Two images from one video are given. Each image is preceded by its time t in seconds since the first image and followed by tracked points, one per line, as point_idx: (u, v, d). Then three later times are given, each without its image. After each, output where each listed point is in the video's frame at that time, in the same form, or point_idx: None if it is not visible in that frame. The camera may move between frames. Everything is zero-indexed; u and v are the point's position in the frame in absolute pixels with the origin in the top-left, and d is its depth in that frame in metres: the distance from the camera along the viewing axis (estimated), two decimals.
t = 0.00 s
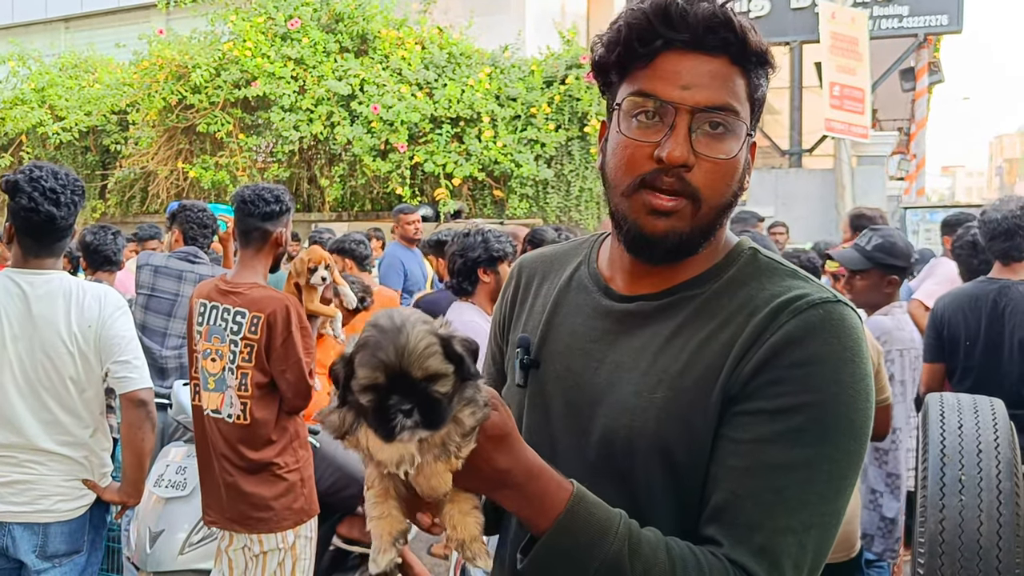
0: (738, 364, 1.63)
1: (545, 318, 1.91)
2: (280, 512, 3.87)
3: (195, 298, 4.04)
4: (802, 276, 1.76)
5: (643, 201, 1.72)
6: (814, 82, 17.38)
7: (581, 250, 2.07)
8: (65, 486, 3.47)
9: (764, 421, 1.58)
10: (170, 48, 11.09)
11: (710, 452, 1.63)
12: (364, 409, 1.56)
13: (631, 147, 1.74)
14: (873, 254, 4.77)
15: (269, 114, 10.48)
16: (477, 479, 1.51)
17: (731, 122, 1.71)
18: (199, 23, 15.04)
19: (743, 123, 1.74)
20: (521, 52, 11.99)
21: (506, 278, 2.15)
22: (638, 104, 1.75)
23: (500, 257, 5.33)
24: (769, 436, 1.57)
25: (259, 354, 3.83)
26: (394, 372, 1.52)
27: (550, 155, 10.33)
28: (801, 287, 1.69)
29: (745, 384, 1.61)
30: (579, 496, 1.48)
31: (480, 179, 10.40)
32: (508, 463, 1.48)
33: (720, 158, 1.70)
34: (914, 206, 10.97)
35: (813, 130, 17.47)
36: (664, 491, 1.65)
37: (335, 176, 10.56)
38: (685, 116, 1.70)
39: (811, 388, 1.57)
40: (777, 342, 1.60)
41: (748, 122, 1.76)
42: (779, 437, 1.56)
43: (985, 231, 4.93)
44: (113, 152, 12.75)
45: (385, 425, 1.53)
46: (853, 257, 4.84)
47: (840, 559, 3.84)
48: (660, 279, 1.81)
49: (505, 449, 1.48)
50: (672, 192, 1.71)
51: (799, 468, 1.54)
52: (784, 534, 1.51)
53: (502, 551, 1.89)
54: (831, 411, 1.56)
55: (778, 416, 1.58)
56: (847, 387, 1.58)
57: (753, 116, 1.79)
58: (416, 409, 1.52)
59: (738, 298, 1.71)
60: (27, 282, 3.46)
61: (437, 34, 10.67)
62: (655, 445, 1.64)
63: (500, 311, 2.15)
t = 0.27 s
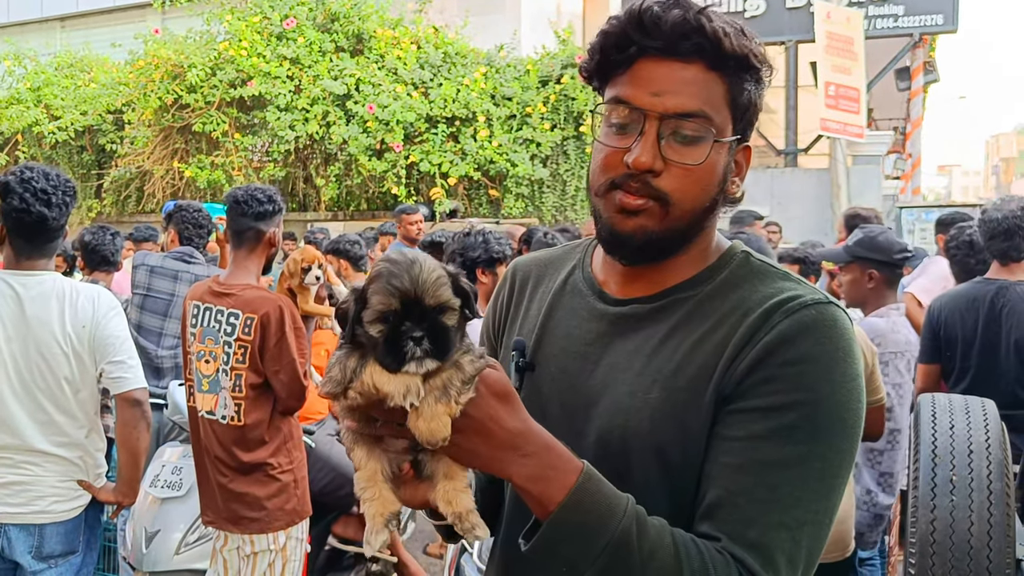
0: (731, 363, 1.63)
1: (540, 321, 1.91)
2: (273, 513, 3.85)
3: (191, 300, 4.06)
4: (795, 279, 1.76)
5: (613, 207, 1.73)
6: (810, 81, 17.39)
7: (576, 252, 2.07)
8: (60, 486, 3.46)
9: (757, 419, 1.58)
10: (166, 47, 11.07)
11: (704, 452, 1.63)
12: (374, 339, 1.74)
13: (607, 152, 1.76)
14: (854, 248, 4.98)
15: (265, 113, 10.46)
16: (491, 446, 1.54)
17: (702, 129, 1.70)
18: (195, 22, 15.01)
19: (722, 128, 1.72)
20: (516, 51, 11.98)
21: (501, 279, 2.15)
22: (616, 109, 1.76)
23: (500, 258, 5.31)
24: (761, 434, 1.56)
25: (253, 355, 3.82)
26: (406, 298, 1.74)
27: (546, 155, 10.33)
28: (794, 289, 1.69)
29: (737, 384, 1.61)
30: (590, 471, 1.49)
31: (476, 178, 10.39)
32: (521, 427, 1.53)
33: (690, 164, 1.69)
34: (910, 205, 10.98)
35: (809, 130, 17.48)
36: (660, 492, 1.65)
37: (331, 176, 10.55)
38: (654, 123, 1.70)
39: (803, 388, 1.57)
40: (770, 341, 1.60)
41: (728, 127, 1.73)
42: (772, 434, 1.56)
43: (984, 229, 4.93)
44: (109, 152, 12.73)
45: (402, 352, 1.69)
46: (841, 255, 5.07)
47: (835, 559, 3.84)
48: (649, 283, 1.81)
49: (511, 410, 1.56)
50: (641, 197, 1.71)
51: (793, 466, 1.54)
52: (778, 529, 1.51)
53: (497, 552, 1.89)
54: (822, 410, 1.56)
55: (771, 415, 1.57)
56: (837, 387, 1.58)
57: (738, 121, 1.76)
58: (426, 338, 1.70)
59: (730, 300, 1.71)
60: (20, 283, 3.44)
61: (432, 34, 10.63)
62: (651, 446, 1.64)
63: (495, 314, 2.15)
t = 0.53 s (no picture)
0: (723, 365, 1.62)
1: (530, 326, 1.90)
2: (266, 516, 3.83)
3: (185, 302, 4.03)
4: (786, 283, 1.75)
5: (609, 205, 1.72)
6: (809, 84, 17.40)
7: (564, 256, 2.07)
8: (53, 491, 3.45)
9: (749, 421, 1.57)
10: (164, 50, 11.06)
11: (697, 455, 1.61)
12: (376, 283, 1.65)
13: (603, 150, 1.75)
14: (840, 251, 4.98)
15: (263, 116, 10.45)
16: (492, 426, 1.47)
17: (699, 128, 1.70)
18: (193, 25, 15.00)
19: (716, 129, 1.73)
20: (515, 54, 11.98)
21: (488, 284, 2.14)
22: (610, 108, 1.75)
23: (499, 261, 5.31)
24: (754, 435, 1.55)
25: (247, 358, 3.81)
26: (410, 238, 1.69)
27: (544, 157, 10.33)
28: (785, 292, 1.69)
29: (728, 387, 1.60)
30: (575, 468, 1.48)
31: (474, 181, 10.38)
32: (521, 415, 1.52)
33: (686, 163, 1.69)
34: (908, 208, 10.98)
35: (808, 132, 17.49)
36: (653, 497, 1.63)
37: (329, 179, 10.54)
38: (650, 120, 1.70)
39: (796, 389, 1.56)
40: (762, 343, 1.60)
41: (722, 128, 1.74)
42: (767, 435, 1.55)
43: (986, 231, 4.91)
44: (107, 154, 12.71)
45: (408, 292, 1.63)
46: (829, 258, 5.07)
47: (832, 560, 3.81)
48: (640, 287, 1.80)
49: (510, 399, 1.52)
50: (639, 195, 1.70)
51: (785, 467, 1.53)
52: (769, 530, 1.50)
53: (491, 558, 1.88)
54: (815, 411, 1.55)
55: (765, 416, 1.56)
56: (830, 389, 1.57)
57: (730, 123, 1.77)
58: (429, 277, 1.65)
59: (721, 304, 1.71)
60: (11, 287, 3.42)
61: (431, 36, 10.61)
62: (644, 451, 1.62)
63: (482, 320, 2.14)
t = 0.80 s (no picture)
0: (714, 371, 1.61)
1: (525, 328, 1.89)
2: (263, 517, 3.82)
3: (184, 300, 4.01)
4: (783, 287, 1.74)
5: (625, 200, 1.71)
6: (809, 83, 17.38)
7: (559, 255, 2.07)
8: (46, 493, 3.44)
9: (735, 427, 1.56)
10: (164, 50, 11.05)
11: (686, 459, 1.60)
12: (401, 258, 1.67)
13: (616, 144, 1.74)
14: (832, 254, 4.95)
15: (263, 115, 10.44)
16: (469, 428, 1.47)
17: (716, 125, 1.72)
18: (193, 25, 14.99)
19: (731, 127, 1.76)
20: (515, 53, 11.97)
21: (482, 284, 2.13)
22: (623, 102, 1.75)
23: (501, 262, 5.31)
24: (740, 441, 1.54)
25: (243, 358, 3.79)
26: (438, 214, 1.73)
27: (544, 157, 10.32)
28: (782, 297, 1.67)
29: (718, 392, 1.59)
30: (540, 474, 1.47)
31: (475, 180, 10.35)
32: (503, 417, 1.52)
33: (706, 160, 1.71)
34: (909, 207, 10.96)
35: (808, 131, 17.48)
36: (642, 503, 1.63)
37: (329, 178, 10.53)
38: (671, 115, 1.71)
39: (785, 396, 1.55)
40: (754, 349, 1.58)
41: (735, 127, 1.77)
42: (751, 442, 1.54)
43: (991, 230, 4.89)
44: (107, 154, 12.70)
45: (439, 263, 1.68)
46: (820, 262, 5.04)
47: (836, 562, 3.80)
48: (639, 287, 1.80)
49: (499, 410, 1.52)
50: (656, 192, 1.70)
51: (771, 474, 1.52)
52: (745, 540, 1.48)
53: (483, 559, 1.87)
54: (804, 417, 1.54)
55: (751, 422, 1.55)
56: (821, 397, 1.56)
57: (738, 123, 1.81)
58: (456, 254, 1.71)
59: (717, 307, 1.69)
60: (4, 289, 3.42)
61: (431, 36, 10.61)
62: (635, 457, 1.61)
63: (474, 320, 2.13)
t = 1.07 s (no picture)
0: (726, 388, 1.56)
1: (533, 338, 1.86)
2: (269, 528, 3.79)
3: (189, 306, 4.00)
4: (806, 299, 1.68)
5: (638, 205, 1.67)
6: (821, 88, 17.33)
7: (571, 261, 2.03)
8: (39, 506, 3.43)
9: (745, 448, 1.51)
10: (175, 56, 11.07)
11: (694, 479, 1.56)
12: (414, 265, 1.68)
13: (629, 147, 1.70)
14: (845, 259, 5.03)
15: (274, 121, 10.45)
16: (441, 454, 1.38)
17: (736, 126, 1.68)
18: (204, 31, 15.04)
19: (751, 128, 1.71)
20: (526, 59, 11.96)
21: (492, 288, 2.09)
22: (637, 101, 1.71)
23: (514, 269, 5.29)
24: (750, 463, 1.49)
25: (246, 367, 3.77)
26: (454, 222, 1.73)
27: (556, 162, 10.31)
28: (803, 311, 1.62)
29: (728, 411, 1.55)
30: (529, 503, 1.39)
31: (486, 186, 10.34)
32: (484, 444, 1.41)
33: (724, 165, 1.67)
34: (923, 213, 10.91)
35: (819, 137, 17.43)
36: (647, 523, 1.59)
37: (340, 184, 10.50)
38: (688, 117, 1.67)
39: (802, 416, 1.49)
40: (770, 366, 1.53)
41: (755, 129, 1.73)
42: (762, 465, 1.49)
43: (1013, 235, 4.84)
44: (118, 160, 12.72)
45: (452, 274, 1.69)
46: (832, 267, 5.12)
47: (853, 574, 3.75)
48: (652, 297, 1.76)
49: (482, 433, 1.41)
50: (671, 198, 1.66)
51: (783, 500, 1.46)
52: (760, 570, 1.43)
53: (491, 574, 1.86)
54: (822, 439, 1.48)
55: (765, 443, 1.50)
56: (842, 417, 1.50)
57: (759, 124, 1.76)
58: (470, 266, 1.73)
59: (733, 320, 1.64)
60: None
61: (441, 42, 10.65)
62: (640, 477, 1.58)
63: (484, 324, 2.10)
